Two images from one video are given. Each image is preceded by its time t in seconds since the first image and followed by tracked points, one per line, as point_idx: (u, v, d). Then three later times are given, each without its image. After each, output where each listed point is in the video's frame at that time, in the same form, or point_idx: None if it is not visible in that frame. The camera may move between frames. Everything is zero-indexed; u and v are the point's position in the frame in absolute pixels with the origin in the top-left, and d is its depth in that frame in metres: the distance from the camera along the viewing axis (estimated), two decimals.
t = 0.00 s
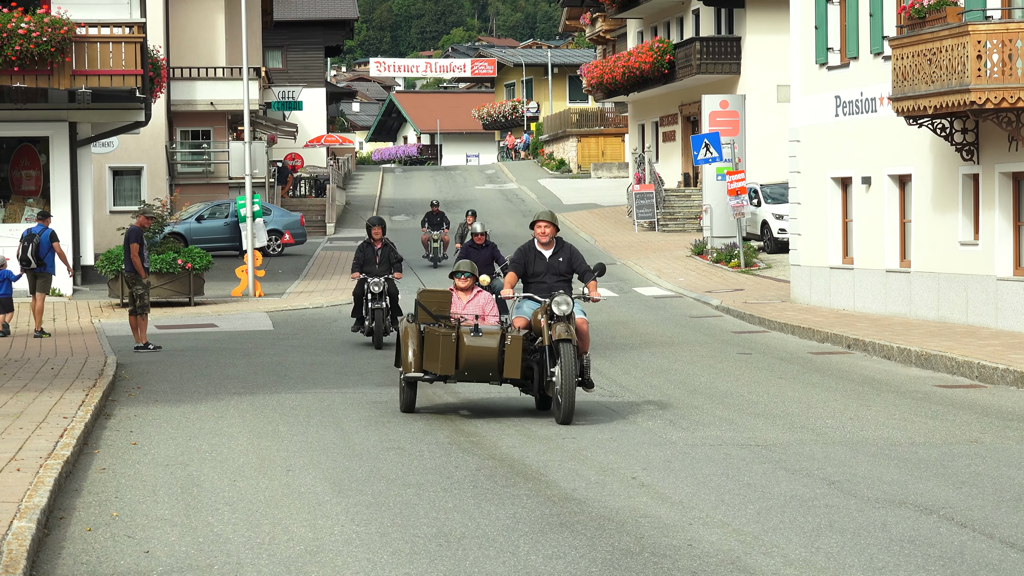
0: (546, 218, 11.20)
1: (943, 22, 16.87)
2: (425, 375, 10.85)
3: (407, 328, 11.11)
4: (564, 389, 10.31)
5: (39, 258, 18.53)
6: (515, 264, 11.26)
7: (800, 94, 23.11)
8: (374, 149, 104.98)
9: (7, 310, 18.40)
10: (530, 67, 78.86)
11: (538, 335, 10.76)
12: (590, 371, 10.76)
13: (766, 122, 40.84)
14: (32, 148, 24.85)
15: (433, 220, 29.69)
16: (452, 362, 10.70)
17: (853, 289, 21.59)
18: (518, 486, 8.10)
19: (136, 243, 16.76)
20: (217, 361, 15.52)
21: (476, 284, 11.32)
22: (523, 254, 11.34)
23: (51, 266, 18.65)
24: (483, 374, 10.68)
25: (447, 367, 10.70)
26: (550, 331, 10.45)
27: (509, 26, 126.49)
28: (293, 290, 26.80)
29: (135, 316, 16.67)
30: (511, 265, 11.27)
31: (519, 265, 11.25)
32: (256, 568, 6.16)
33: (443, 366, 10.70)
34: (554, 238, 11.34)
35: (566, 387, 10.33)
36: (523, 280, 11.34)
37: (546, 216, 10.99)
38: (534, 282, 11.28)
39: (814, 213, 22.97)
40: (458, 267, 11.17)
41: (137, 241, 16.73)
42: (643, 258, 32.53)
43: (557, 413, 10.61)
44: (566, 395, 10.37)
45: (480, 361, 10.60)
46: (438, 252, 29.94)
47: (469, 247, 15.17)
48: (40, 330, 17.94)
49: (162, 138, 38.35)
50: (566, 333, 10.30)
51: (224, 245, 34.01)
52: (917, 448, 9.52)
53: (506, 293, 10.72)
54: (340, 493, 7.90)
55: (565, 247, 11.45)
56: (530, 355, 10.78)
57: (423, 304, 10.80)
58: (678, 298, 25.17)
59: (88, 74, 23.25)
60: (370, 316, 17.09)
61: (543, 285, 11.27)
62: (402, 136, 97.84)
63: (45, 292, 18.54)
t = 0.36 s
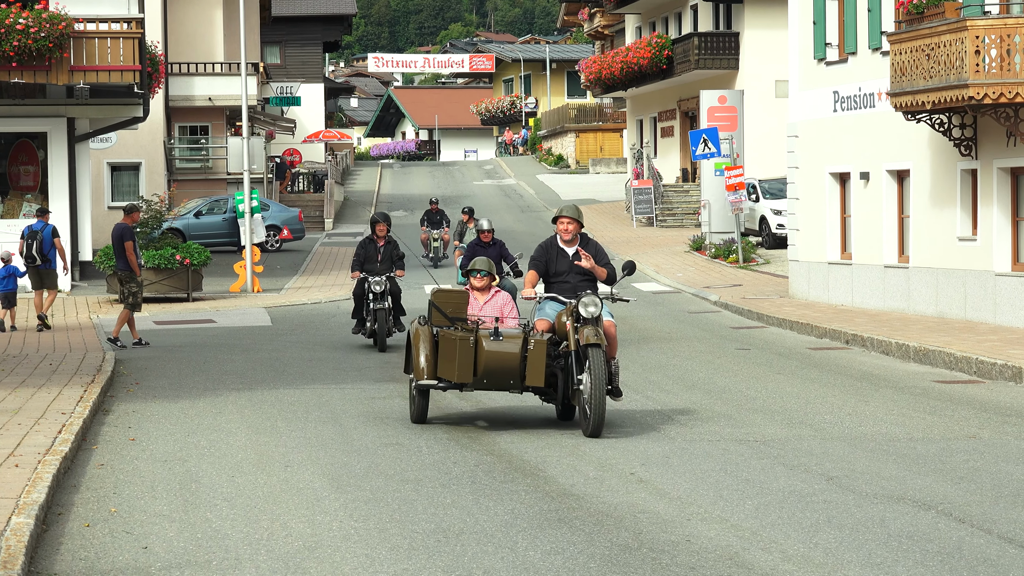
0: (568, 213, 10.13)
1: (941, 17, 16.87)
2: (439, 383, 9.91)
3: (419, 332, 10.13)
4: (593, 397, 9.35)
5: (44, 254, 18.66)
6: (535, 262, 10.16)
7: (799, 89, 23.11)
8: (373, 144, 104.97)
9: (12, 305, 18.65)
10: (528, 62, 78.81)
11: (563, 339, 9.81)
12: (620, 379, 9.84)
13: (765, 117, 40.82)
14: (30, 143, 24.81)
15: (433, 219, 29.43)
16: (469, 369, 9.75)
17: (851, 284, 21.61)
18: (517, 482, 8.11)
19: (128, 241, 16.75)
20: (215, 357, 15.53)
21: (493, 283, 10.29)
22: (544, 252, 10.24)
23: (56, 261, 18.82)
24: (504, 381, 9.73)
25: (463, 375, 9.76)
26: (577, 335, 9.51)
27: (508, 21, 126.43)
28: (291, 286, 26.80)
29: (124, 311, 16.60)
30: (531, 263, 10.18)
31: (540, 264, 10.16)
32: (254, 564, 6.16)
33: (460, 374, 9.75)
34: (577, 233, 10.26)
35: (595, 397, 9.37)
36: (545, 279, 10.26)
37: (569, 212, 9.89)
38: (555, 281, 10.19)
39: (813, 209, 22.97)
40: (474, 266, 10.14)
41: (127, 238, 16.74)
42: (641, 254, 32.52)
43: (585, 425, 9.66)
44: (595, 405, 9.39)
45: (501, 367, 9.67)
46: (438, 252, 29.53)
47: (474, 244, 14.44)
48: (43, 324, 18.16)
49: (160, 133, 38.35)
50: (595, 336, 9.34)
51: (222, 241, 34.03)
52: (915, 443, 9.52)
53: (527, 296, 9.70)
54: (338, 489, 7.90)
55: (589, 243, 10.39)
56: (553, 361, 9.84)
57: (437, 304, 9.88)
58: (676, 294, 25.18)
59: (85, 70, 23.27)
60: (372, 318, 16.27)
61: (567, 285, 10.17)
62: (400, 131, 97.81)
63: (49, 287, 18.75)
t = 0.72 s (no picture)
0: (597, 211, 9.25)
1: (940, 15, 16.88)
2: (460, 396, 9.13)
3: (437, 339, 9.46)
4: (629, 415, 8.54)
5: (48, 251, 18.64)
6: (562, 263, 9.32)
7: (797, 87, 23.11)
8: (371, 142, 104.94)
9: (14, 302, 18.82)
10: (527, 60, 78.80)
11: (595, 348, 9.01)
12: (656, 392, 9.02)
13: (764, 114, 40.82)
14: (29, 141, 24.79)
15: (433, 220, 29.10)
16: (493, 383, 9.00)
17: (850, 282, 21.60)
18: (514, 480, 8.11)
19: (119, 240, 16.64)
20: (214, 355, 15.52)
21: (515, 286, 9.58)
22: (571, 251, 9.39)
23: (60, 259, 18.81)
24: (531, 396, 8.97)
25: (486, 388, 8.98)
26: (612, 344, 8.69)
27: (506, 19, 126.44)
28: (290, 284, 26.79)
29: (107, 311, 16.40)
30: (557, 265, 9.36)
31: (566, 265, 9.33)
32: (253, 563, 6.15)
33: (483, 389, 8.99)
34: (607, 231, 9.38)
35: (632, 413, 8.53)
36: (572, 280, 9.45)
37: (598, 212, 9.03)
38: (583, 285, 9.37)
39: (811, 207, 22.97)
40: (496, 269, 9.41)
41: (118, 237, 16.63)
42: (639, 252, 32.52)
43: (620, 443, 8.85)
44: (632, 422, 8.56)
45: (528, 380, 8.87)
46: (439, 255, 29.25)
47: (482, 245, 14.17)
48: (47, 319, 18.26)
49: (159, 131, 38.31)
50: (630, 346, 8.55)
51: (221, 239, 34.02)
52: (913, 442, 9.53)
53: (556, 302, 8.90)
54: (336, 487, 7.90)
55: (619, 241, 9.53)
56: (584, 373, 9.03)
57: (457, 314, 9.10)
58: (675, 292, 25.19)
59: (84, 68, 23.31)
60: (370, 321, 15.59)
61: (596, 289, 9.35)
62: (398, 129, 97.76)
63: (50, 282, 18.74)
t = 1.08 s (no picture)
0: (636, 208, 8.36)
1: (939, 14, 16.89)
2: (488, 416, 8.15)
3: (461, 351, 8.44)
4: (683, 436, 7.54)
5: (54, 248, 18.69)
6: (598, 266, 8.45)
7: (795, 86, 23.11)
8: (370, 141, 104.97)
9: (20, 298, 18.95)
10: (526, 59, 78.78)
11: (638, 360, 8.02)
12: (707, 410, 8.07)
13: (763, 113, 40.80)
14: (28, 141, 24.79)
15: (432, 222, 28.39)
16: (527, 401, 7.98)
17: (850, 281, 21.59)
18: (515, 480, 8.10)
19: (110, 239, 16.11)
20: (213, 355, 15.51)
21: (544, 290, 8.66)
22: (607, 252, 8.52)
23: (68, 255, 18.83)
24: (569, 415, 7.98)
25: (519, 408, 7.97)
26: (658, 357, 7.73)
27: (505, 18, 126.35)
28: (289, 283, 26.77)
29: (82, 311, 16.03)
30: (593, 269, 8.48)
31: (603, 269, 8.46)
32: (252, 562, 6.14)
33: (516, 408, 7.97)
34: (647, 232, 8.50)
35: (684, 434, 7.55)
36: (608, 286, 8.58)
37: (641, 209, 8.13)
38: (621, 291, 8.48)
39: (810, 206, 22.99)
40: (523, 274, 8.51)
41: (108, 237, 16.07)
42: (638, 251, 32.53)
43: (669, 468, 7.86)
44: (684, 444, 7.58)
45: (565, 399, 7.90)
46: (438, 257, 28.82)
47: (493, 245, 14.14)
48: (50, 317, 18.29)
49: (158, 129, 38.30)
50: (682, 357, 7.58)
51: (220, 239, 34.00)
52: (913, 440, 9.53)
53: (595, 307, 7.93)
54: (336, 486, 7.89)
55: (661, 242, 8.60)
56: (627, 389, 8.06)
57: (486, 324, 8.08)
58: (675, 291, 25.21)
59: (83, 67, 23.29)
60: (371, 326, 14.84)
61: (636, 295, 8.46)
62: (398, 128, 97.76)
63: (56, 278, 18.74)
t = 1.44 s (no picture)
0: (692, 207, 7.58)
1: (938, 15, 16.90)
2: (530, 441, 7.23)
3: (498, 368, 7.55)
4: (752, 464, 6.64)
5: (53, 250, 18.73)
6: (649, 271, 7.65)
7: (795, 88, 23.13)
8: (370, 142, 105.04)
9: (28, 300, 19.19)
10: (525, 60, 78.80)
11: (697, 378, 7.16)
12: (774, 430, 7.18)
13: (761, 115, 40.79)
14: (27, 142, 24.79)
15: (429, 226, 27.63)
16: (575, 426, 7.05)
17: (848, 283, 21.59)
18: (513, 481, 8.11)
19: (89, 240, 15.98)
20: (213, 356, 15.52)
21: (588, 299, 7.97)
22: (659, 256, 7.72)
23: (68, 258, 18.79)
24: (621, 440, 7.06)
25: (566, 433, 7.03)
26: (723, 373, 6.84)
27: (504, 19, 126.37)
28: (289, 285, 26.79)
29: (62, 314, 16.07)
30: (643, 274, 7.68)
31: (654, 274, 7.66)
32: (250, 563, 6.15)
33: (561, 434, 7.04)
34: (702, 234, 7.71)
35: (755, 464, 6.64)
36: (658, 293, 7.78)
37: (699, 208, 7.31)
38: (673, 301, 7.72)
39: (809, 208, 23.00)
40: (561, 281, 7.83)
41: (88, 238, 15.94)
42: (637, 252, 32.55)
43: (735, 500, 6.95)
44: (755, 474, 6.67)
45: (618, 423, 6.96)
46: (437, 262, 28.24)
47: (506, 249, 13.50)
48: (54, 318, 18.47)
49: (157, 130, 38.29)
50: (750, 374, 6.71)
51: (219, 240, 33.99)
52: (913, 442, 9.53)
53: (649, 318, 7.11)
54: (335, 488, 7.90)
55: (719, 245, 7.78)
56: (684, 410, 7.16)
57: (525, 337, 7.22)
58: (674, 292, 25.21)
59: (82, 68, 23.19)
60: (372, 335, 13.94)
61: (691, 304, 7.69)
62: (397, 130, 97.82)
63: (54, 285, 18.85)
